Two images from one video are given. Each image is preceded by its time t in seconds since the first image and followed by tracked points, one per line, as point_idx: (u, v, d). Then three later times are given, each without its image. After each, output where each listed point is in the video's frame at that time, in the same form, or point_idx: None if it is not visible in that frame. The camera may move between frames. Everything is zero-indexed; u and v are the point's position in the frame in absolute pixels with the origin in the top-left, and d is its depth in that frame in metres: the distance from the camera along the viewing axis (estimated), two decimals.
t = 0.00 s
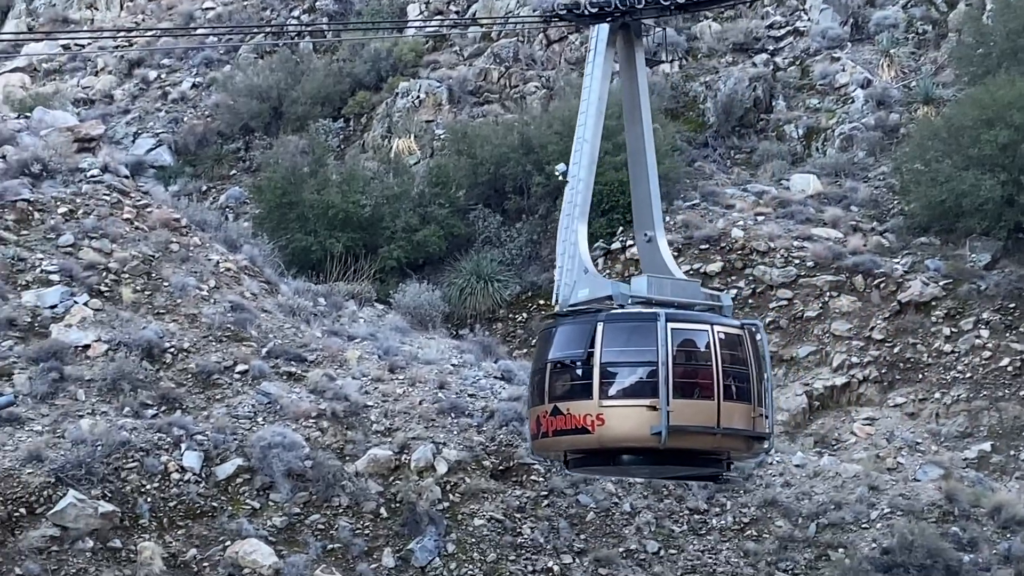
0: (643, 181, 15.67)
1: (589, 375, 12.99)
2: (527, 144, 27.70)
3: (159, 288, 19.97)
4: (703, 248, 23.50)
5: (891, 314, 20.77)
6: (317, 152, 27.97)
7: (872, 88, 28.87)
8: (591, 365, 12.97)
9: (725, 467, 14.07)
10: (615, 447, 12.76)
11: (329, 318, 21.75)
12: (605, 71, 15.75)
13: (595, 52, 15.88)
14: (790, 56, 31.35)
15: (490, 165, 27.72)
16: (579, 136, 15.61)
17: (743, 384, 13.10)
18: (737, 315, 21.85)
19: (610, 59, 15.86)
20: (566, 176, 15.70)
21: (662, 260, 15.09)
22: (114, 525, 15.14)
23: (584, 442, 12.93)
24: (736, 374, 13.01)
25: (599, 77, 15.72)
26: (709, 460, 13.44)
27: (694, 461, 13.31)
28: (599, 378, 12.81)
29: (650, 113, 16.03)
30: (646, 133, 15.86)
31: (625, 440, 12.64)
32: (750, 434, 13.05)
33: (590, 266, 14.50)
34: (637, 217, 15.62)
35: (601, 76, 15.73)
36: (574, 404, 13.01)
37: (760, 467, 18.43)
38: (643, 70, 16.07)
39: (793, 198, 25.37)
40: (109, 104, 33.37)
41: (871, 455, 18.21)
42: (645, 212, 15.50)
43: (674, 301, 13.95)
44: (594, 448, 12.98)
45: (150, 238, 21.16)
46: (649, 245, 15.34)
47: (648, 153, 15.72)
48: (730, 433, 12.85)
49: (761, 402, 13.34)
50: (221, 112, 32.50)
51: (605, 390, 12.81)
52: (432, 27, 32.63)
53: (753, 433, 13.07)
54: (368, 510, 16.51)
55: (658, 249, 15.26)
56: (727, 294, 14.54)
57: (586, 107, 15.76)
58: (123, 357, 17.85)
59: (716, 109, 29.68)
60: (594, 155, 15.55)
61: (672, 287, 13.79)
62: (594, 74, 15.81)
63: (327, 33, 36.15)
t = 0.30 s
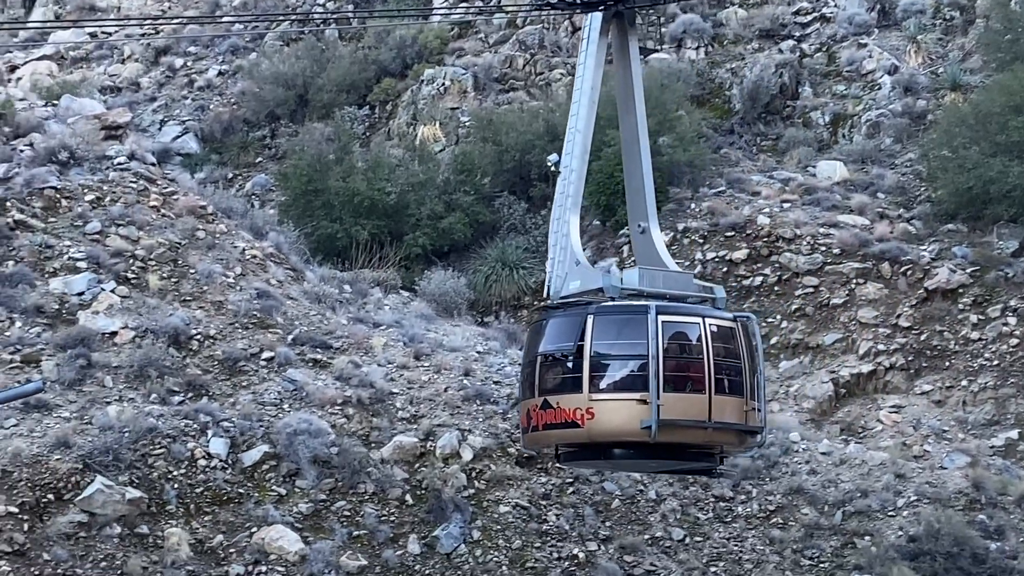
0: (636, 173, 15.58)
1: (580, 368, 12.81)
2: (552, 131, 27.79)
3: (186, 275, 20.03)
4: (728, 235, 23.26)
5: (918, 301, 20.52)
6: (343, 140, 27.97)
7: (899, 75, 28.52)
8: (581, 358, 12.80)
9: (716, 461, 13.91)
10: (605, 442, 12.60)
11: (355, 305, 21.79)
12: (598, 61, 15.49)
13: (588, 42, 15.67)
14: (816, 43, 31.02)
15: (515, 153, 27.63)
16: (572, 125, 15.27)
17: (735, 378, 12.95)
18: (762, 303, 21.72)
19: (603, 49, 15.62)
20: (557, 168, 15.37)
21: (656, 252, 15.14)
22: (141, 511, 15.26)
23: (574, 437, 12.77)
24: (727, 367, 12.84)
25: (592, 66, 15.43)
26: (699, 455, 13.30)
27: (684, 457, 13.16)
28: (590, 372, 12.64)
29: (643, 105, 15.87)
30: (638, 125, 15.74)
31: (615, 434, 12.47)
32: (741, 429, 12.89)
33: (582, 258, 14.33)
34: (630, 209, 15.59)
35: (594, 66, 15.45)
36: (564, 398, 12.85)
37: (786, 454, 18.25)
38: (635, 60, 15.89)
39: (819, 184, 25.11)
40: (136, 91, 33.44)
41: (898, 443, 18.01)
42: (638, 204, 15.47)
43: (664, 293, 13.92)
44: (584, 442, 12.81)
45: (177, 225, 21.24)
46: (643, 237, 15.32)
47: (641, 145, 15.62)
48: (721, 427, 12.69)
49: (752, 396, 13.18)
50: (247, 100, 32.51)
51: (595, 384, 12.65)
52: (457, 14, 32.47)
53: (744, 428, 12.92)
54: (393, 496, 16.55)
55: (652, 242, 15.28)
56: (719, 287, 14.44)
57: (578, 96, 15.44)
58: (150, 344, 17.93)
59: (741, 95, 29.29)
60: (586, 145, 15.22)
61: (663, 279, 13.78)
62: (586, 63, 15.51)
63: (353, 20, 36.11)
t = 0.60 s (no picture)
0: (629, 165, 15.41)
1: (569, 363, 12.73)
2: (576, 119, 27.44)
3: (210, 263, 20.06)
4: (752, 224, 22.92)
5: (943, 290, 20.27)
6: (366, 128, 27.95)
7: (924, 63, 28.18)
8: (570, 353, 12.72)
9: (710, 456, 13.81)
10: (594, 437, 12.52)
11: (379, 294, 21.78)
12: (590, 52, 15.22)
13: (580, 32, 15.34)
14: (841, 30, 30.67)
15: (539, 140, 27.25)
16: (563, 118, 15.02)
17: (726, 373, 12.81)
18: (786, 292, 21.55)
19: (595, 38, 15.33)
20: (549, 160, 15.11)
21: (647, 245, 14.83)
22: (166, 499, 15.39)
23: (563, 432, 12.71)
24: (718, 362, 12.72)
25: (584, 57, 15.17)
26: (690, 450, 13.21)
27: (674, 452, 13.06)
28: (578, 367, 12.56)
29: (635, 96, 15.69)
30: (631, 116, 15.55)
31: (603, 429, 12.39)
32: (732, 424, 12.75)
33: (572, 251, 14.10)
34: (622, 201, 15.38)
35: (586, 57, 15.18)
36: (553, 393, 12.78)
37: (811, 443, 18.11)
38: (628, 51, 15.71)
39: (844, 172, 24.83)
40: (160, 80, 33.47)
41: (922, 433, 17.86)
42: (630, 197, 15.24)
43: (655, 286, 13.66)
44: (573, 437, 12.75)
45: (201, 214, 21.28)
46: (635, 230, 15.09)
47: (633, 137, 15.44)
48: (712, 423, 12.57)
49: (743, 391, 13.03)
50: (271, 89, 32.50)
51: (584, 378, 12.56)
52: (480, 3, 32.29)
53: (735, 423, 12.78)
54: (417, 484, 16.55)
55: (643, 234, 15.03)
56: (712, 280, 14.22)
57: (569, 88, 15.16)
58: (174, 332, 17.98)
59: (766, 83, 28.91)
60: (577, 138, 14.98)
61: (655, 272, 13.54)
62: (578, 53, 15.23)
63: (376, 9, 36.03)
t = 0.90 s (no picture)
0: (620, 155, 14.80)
1: (557, 358, 12.22)
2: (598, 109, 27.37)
3: (233, 253, 20.06)
4: (776, 214, 22.67)
5: (967, 280, 20.02)
6: (389, 118, 27.84)
7: (949, 51, 27.78)
8: (558, 348, 12.20)
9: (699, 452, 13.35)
10: (582, 434, 12.03)
11: (402, 284, 21.73)
12: (582, 40, 14.48)
13: (570, 21, 14.50)
14: (865, 20, 30.11)
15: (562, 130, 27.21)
16: (553, 108, 14.27)
17: (716, 368, 12.33)
18: (810, 281, 21.29)
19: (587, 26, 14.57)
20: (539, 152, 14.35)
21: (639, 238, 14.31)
22: (190, 488, 15.44)
23: (550, 428, 12.22)
24: (708, 357, 12.25)
25: (576, 45, 14.46)
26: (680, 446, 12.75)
27: (663, 448, 12.60)
28: (566, 363, 12.04)
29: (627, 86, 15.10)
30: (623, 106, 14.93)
31: (591, 426, 11.92)
32: (723, 420, 12.31)
33: (562, 246, 13.50)
34: (614, 193, 14.77)
35: (578, 45, 14.47)
36: (540, 388, 12.28)
37: (834, 433, 17.98)
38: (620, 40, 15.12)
39: (867, 161, 24.53)
40: (183, 70, 33.47)
41: (947, 422, 17.73)
42: (623, 189, 14.62)
43: (646, 281, 13.27)
44: (561, 434, 12.26)
45: (224, 204, 21.29)
46: (627, 223, 14.55)
47: (625, 129, 14.84)
48: (701, 419, 12.11)
49: (734, 386, 12.58)
50: (294, 79, 32.36)
51: (572, 374, 12.05)
52: None
53: (725, 419, 12.34)
54: (440, 474, 16.53)
55: (636, 227, 14.49)
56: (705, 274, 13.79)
57: (560, 76, 14.40)
58: (197, 322, 17.97)
59: (790, 73, 28.61)
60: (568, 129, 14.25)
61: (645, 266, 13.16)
62: (569, 40, 14.48)
63: None
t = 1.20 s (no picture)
0: (614, 150, 14.35)
1: (546, 354, 11.97)
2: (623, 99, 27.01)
3: (258, 243, 20.08)
4: (800, 204, 22.44)
5: (993, 270, 19.74)
6: (413, 109, 27.74)
7: (974, 41, 27.35)
8: (548, 344, 11.94)
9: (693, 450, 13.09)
10: (571, 431, 11.78)
11: (425, 274, 21.69)
12: (575, 34, 14.19)
13: (564, 16, 14.30)
14: (891, 10, 29.46)
15: (586, 121, 27.22)
16: (545, 103, 14.01)
17: (708, 365, 12.06)
18: (835, 272, 21.11)
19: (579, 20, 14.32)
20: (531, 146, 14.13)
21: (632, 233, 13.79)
22: (214, 478, 15.53)
23: (539, 426, 11.96)
24: (700, 354, 11.97)
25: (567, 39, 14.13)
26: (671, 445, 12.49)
27: (654, 447, 12.35)
28: (555, 359, 11.79)
29: (623, 80, 14.62)
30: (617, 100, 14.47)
31: (580, 424, 11.67)
32: (714, 418, 12.04)
33: (553, 242, 13.34)
34: (608, 188, 14.33)
35: (570, 39, 14.16)
36: (529, 385, 12.01)
37: (858, 423, 17.82)
38: (614, 32, 14.68)
39: (893, 151, 24.20)
40: (208, 61, 33.45)
41: (972, 413, 17.58)
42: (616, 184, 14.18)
43: (637, 276, 13.05)
44: (550, 431, 12.01)
45: (249, 195, 21.32)
46: (620, 218, 13.98)
47: (619, 123, 14.40)
48: (692, 417, 11.86)
49: (726, 383, 12.31)
50: (317, 69, 32.37)
51: (562, 371, 11.79)
52: None
53: (718, 418, 12.07)
54: (464, 464, 16.51)
55: (630, 223, 13.96)
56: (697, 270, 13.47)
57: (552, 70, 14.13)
58: (222, 313, 17.98)
59: (815, 62, 28.24)
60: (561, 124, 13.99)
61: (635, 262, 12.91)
62: (562, 34, 14.16)
63: None
